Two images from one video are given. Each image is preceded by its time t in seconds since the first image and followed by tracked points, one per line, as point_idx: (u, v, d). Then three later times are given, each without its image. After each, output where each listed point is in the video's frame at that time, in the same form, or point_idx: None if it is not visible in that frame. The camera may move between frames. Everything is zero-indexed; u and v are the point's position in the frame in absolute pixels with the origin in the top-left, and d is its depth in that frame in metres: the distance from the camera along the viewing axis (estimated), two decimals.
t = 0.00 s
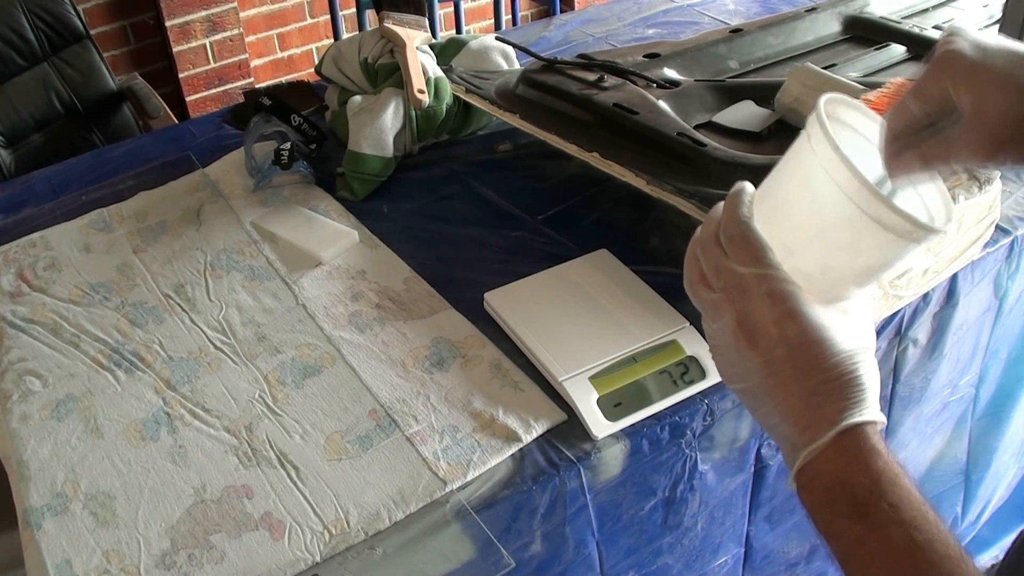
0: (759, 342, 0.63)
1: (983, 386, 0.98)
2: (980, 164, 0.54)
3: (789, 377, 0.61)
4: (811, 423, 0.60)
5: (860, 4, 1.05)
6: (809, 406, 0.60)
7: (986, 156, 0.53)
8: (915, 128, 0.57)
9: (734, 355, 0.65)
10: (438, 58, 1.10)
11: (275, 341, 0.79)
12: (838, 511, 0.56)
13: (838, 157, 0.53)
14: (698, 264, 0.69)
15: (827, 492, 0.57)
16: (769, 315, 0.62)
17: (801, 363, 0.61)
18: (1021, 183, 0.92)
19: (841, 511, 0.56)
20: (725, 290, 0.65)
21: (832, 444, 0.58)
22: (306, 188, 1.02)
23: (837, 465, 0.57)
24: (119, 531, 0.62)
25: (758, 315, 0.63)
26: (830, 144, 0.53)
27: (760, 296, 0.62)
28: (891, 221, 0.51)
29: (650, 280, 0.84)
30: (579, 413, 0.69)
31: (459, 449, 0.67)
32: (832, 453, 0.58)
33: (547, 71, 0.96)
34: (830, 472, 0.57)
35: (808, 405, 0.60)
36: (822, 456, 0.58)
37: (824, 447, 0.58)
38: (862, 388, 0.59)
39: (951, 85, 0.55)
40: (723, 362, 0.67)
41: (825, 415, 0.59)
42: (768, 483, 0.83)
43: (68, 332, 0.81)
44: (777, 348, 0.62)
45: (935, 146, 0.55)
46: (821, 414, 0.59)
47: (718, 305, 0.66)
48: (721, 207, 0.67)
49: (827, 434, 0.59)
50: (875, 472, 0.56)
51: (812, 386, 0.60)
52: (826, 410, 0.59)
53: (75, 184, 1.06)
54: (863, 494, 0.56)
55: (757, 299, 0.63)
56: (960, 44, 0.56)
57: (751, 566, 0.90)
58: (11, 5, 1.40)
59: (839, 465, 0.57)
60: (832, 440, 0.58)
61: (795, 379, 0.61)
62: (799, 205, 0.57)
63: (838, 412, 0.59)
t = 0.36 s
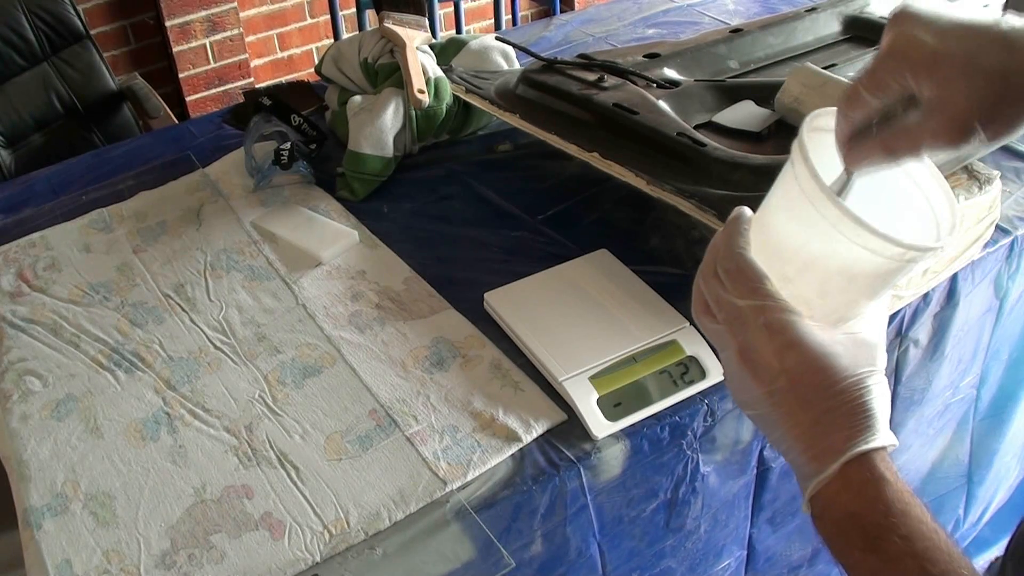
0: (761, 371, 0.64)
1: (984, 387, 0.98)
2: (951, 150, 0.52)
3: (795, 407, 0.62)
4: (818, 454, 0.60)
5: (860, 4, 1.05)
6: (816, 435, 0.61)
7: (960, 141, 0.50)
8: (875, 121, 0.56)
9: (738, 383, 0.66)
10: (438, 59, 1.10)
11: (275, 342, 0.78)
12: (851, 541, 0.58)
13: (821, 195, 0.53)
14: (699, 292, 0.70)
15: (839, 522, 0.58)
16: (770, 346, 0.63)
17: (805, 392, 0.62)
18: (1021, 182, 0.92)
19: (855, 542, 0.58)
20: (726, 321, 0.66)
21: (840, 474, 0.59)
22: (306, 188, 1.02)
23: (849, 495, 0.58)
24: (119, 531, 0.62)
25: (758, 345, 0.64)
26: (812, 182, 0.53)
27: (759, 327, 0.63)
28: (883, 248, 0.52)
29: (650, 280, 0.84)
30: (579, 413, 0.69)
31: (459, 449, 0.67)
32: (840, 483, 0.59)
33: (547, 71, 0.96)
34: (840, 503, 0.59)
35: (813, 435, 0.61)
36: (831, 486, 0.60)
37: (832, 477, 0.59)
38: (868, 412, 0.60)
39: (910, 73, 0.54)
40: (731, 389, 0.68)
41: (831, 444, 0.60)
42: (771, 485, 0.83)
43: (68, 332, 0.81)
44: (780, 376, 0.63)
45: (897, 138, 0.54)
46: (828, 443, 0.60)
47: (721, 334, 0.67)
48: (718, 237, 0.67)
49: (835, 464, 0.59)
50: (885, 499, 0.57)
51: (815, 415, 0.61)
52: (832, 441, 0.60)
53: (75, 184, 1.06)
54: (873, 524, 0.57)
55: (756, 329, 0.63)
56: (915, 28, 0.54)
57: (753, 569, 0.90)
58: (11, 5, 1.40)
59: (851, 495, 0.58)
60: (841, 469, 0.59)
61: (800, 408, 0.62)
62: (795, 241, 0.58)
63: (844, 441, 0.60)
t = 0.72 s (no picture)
0: (773, 368, 0.64)
1: (987, 389, 0.98)
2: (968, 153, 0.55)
3: (807, 405, 0.62)
4: (829, 451, 0.61)
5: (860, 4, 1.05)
6: (828, 434, 0.61)
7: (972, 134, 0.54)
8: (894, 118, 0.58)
9: (749, 380, 0.66)
10: (438, 59, 1.10)
11: (275, 342, 0.78)
12: (861, 538, 0.58)
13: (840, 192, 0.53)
14: (710, 288, 0.70)
15: (849, 519, 0.59)
16: (783, 344, 0.63)
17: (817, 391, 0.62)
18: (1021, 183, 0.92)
19: (864, 539, 0.58)
20: (738, 317, 0.66)
21: (851, 473, 0.59)
22: (307, 188, 1.02)
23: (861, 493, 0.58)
24: (119, 531, 0.62)
25: (770, 342, 0.64)
26: (830, 180, 0.54)
27: (771, 324, 0.63)
28: (900, 246, 0.52)
29: (650, 280, 0.84)
30: (579, 413, 0.69)
31: (459, 449, 0.67)
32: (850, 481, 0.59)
33: (547, 71, 0.96)
34: (850, 501, 0.59)
35: (825, 433, 0.61)
36: (841, 483, 0.60)
37: (842, 474, 0.60)
38: (878, 411, 0.60)
39: (937, 75, 0.56)
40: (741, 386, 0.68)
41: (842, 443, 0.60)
42: (776, 490, 0.83)
43: (68, 332, 0.81)
44: (792, 373, 0.63)
45: (914, 134, 0.56)
46: (839, 442, 0.60)
47: (732, 331, 0.67)
48: (730, 233, 0.67)
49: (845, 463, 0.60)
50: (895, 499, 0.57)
51: (826, 413, 0.61)
52: (844, 440, 0.60)
53: (75, 184, 1.06)
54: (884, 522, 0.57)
55: (769, 326, 0.63)
56: (944, 31, 0.56)
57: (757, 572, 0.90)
58: (11, 5, 1.40)
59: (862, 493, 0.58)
60: (852, 468, 0.59)
61: (811, 406, 0.62)
62: (809, 237, 0.58)
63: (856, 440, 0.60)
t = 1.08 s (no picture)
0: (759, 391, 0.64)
1: (983, 385, 0.98)
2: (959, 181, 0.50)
3: (792, 427, 0.62)
4: (813, 474, 0.60)
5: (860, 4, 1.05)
6: (811, 455, 0.61)
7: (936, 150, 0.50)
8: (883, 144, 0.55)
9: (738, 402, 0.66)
10: (438, 58, 1.10)
11: (275, 342, 0.79)
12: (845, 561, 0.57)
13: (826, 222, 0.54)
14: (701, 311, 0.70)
15: (836, 542, 0.58)
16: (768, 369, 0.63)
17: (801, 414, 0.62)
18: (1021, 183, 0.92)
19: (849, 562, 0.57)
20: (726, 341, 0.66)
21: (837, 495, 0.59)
22: (307, 188, 1.02)
23: (846, 516, 0.58)
24: (119, 531, 0.62)
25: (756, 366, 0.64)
26: (813, 208, 0.54)
27: (756, 348, 0.63)
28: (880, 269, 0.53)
29: (650, 280, 0.84)
30: (579, 413, 0.69)
31: (459, 449, 0.67)
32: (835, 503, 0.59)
33: (547, 71, 0.96)
34: (836, 523, 0.58)
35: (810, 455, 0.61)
36: (826, 506, 0.59)
37: (826, 496, 0.59)
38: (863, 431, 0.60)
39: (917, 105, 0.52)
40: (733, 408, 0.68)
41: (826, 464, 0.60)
42: (766, 481, 0.83)
43: (68, 332, 0.81)
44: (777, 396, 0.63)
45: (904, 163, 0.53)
46: (823, 464, 0.60)
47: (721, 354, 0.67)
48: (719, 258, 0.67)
49: (829, 485, 0.59)
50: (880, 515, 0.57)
51: (811, 434, 0.61)
52: (827, 461, 0.60)
53: (75, 184, 1.06)
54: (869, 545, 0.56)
55: (754, 351, 0.63)
56: (926, 59, 0.52)
57: (748, 564, 0.90)
58: (11, 5, 1.40)
59: (847, 515, 0.58)
60: (836, 490, 0.59)
61: (796, 428, 0.62)
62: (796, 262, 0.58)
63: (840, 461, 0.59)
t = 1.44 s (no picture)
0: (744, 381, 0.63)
1: (984, 386, 0.98)
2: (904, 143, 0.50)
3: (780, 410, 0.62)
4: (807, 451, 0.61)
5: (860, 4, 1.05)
6: (800, 434, 0.61)
7: (934, 134, 0.48)
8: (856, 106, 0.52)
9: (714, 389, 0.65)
10: (438, 58, 1.10)
11: (275, 342, 0.78)
12: (842, 530, 0.60)
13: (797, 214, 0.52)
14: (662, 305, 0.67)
15: (826, 511, 0.60)
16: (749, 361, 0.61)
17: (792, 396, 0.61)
18: (1021, 182, 0.92)
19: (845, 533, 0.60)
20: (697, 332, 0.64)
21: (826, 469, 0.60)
22: (307, 188, 1.02)
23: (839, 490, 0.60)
24: (119, 531, 0.62)
25: (739, 357, 0.62)
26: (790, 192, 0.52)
27: (736, 340, 0.61)
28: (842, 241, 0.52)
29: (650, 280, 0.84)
30: (579, 414, 0.69)
31: (459, 449, 0.67)
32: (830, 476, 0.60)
33: (547, 71, 0.96)
34: (830, 497, 0.60)
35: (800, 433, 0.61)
36: (825, 478, 0.60)
37: (826, 471, 0.60)
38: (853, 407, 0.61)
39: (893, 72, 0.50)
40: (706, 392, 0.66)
41: (817, 442, 0.61)
42: (768, 483, 0.83)
43: (68, 332, 0.81)
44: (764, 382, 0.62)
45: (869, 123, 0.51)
46: (815, 443, 0.61)
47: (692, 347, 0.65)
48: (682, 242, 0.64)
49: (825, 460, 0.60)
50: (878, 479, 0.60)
51: (808, 415, 0.61)
52: (822, 439, 0.60)
53: (75, 184, 1.06)
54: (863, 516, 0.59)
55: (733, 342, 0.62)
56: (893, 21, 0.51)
57: (751, 566, 0.90)
58: (11, 5, 1.40)
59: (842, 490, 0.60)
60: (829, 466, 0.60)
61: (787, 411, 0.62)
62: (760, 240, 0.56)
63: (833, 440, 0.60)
